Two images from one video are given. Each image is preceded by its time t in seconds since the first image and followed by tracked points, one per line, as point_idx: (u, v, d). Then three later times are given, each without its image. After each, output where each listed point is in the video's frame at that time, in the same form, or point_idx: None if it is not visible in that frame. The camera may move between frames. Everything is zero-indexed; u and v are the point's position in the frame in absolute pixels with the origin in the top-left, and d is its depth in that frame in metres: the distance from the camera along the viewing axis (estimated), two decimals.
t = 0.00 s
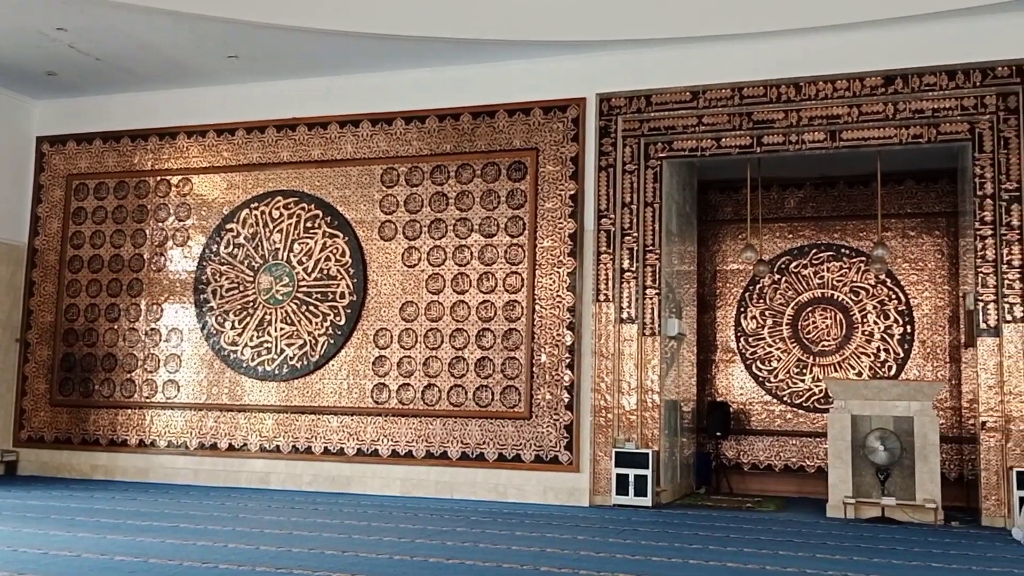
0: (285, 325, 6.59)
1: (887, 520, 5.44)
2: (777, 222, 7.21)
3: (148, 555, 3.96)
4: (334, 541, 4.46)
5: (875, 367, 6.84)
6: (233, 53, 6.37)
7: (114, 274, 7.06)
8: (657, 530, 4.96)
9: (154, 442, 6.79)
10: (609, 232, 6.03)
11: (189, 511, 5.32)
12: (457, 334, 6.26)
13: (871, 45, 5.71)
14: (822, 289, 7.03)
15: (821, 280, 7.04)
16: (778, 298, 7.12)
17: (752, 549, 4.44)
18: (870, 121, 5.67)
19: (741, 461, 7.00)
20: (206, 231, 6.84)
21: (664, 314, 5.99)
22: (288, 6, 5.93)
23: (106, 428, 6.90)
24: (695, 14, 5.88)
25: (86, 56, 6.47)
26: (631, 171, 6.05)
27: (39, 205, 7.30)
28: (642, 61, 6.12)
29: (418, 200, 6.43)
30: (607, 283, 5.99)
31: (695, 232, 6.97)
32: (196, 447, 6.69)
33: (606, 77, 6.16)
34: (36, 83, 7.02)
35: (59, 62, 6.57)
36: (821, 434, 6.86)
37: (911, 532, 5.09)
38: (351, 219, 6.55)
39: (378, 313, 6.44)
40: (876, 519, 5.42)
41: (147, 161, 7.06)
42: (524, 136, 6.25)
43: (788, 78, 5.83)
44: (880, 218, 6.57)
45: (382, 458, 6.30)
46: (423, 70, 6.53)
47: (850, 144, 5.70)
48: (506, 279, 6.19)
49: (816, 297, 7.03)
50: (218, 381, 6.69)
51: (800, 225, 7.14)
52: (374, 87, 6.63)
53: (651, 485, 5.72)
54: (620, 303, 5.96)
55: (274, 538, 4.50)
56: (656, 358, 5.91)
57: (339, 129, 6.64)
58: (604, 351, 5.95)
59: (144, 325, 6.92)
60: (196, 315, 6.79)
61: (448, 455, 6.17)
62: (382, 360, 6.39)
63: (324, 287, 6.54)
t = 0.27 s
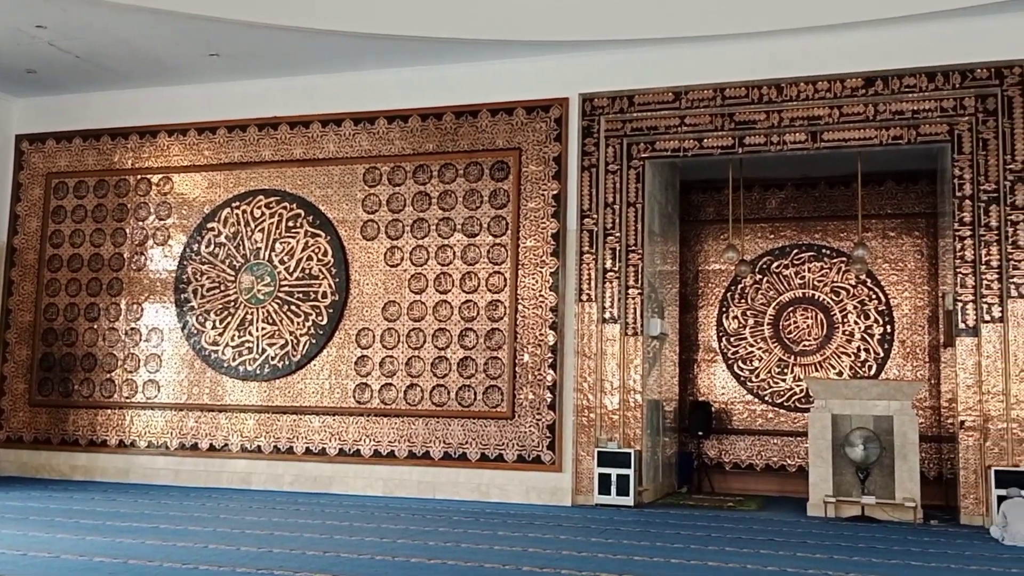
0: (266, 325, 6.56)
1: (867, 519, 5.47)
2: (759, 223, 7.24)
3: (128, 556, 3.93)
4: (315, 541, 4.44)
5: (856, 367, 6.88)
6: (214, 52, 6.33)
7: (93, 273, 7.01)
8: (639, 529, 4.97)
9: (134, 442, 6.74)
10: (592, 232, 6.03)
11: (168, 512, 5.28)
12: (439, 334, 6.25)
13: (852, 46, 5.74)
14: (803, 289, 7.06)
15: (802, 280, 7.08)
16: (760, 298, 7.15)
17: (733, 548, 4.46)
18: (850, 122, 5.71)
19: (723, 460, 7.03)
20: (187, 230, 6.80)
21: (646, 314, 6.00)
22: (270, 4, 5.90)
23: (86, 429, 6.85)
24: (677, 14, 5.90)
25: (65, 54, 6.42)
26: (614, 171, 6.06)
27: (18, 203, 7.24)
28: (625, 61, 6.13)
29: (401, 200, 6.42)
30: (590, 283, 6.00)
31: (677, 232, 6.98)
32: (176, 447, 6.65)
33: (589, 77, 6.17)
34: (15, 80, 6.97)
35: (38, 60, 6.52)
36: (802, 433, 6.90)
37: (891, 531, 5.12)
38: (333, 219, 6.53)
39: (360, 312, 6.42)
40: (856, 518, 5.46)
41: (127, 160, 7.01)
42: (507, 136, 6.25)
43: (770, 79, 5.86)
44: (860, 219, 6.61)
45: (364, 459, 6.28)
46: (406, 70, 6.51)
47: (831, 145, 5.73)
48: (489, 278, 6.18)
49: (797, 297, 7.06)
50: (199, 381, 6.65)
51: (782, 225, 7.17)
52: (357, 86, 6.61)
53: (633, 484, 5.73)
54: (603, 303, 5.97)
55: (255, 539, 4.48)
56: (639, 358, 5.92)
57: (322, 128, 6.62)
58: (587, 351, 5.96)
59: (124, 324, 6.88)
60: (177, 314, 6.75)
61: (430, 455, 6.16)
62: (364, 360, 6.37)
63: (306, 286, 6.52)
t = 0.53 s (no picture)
0: (246, 324, 6.53)
1: (846, 517, 5.51)
2: (739, 222, 7.27)
3: (106, 557, 3.90)
4: (295, 541, 4.42)
5: (835, 366, 6.92)
6: (193, 49, 6.29)
7: (71, 272, 6.95)
8: (620, 528, 4.98)
9: (112, 443, 6.69)
10: (573, 231, 6.04)
11: (146, 512, 5.24)
12: (420, 333, 6.24)
13: (832, 47, 5.77)
14: (783, 289, 7.10)
15: (782, 279, 7.11)
16: (740, 297, 7.18)
17: (713, 547, 4.48)
18: (830, 123, 5.74)
19: (703, 459, 7.06)
20: (166, 229, 6.76)
21: (627, 313, 6.01)
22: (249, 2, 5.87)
23: (63, 429, 6.79)
24: (658, 15, 5.91)
25: (42, 51, 6.36)
26: (595, 171, 6.07)
27: None
28: (606, 61, 6.14)
29: (382, 198, 6.41)
30: (571, 282, 6.01)
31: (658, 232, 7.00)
32: (155, 447, 6.60)
33: (570, 77, 6.18)
34: None
35: (14, 56, 6.46)
36: (781, 432, 6.93)
37: (869, 529, 5.16)
38: (313, 217, 6.50)
39: (341, 312, 6.40)
40: (835, 516, 5.49)
41: (105, 158, 6.96)
42: (488, 135, 6.25)
43: (750, 79, 5.89)
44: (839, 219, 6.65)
45: (344, 458, 6.26)
46: (387, 68, 6.50)
47: (811, 145, 5.76)
48: (471, 278, 6.18)
49: (777, 296, 7.10)
50: (178, 380, 6.61)
51: (762, 225, 7.21)
52: (338, 84, 6.58)
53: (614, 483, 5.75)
54: (584, 303, 5.98)
55: (234, 539, 4.46)
56: (620, 357, 5.93)
57: (302, 126, 6.59)
58: (568, 350, 5.97)
59: (102, 323, 6.82)
60: (155, 314, 6.71)
61: (411, 455, 6.14)
62: (344, 359, 6.35)
63: (286, 285, 6.49)
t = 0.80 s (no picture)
0: (227, 322, 6.49)
1: (826, 514, 5.54)
2: (721, 221, 7.29)
3: (85, 557, 3.87)
4: (276, 540, 4.40)
5: (815, 364, 6.96)
6: (173, 46, 6.25)
7: (49, 270, 6.89)
8: (602, 526, 4.99)
9: (91, 442, 6.64)
10: (556, 230, 6.04)
11: (125, 512, 5.20)
12: (402, 332, 6.23)
13: (812, 46, 5.80)
14: (764, 287, 7.13)
15: (763, 277, 7.14)
16: (722, 295, 7.20)
17: (694, 544, 4.49)
18: (811, 121, 5.76)
19: (685, 456, 7.08)
20: (145, 227, 6.71)
21: (609, 311, 6.01)
22: None
23: (41, 428, 6.73)
24: (641, 13, 5.92)
25: (20, 47, 6.30)
26: (577, 169, 6.07)
27: None
28: (588, 59, 6.14)
29: (364, 196, 6.39)
30: (554, 280, 6.01)
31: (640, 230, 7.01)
32: (134, 446, 6.56)
33: (552, 74, 6.17)
34: None
35: None
36: (763, 429, 6.96)
37: (850, 526, 5.19)
38: (295, 215, 6.48)
39: (323, 310, 6.37)
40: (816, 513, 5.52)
41: (84, 155, 6.90)
42: (471, 132, 6.24)
43: (731, 78, 5.90)
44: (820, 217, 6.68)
45: (326, 457, 6.23)
46: (368, 65, 6.47)
47: (792, 143, 5.79)
48: (453, 276, 6.17)
49: (758, 294, 7.13)
50: (158, 379, 6.56)
51: (743, 224, 7.23)
52: (319, 81, 6.55)
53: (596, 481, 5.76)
54: (567, 301, 5.98)
55: (214, 538, 4.43)
56: (602, 355, 5.93)
57: (283, 124, 6.56)
58: (550, 348, 5.97)
59: (81, 322, 6.76)
60: (135, 312, 6.66)
61: (393, 453, 6.13)
62: (326, 358, 6.33)
63: (267, 283, 6.45)
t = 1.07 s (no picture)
0: (212, 320, 6.46)
1: (811, 512, 5.56)
2: (707, 219, 7.31)
3: (69, 556, 3.85)
4: (262, 539, 4.38)
5: (800, 362, 6.98)
6: (158, 42, 6.22)
7: (33, 268, 6.85)
8: (589, 524, 4.99)
9: (76, 441, 6.60)
10: (542, 228, 6.04)
11: (109, 511, 5.17)
12: (389, 330, 6.21)
13: (798, 45, 5.82)
14: (750, 285, 7.15)
15: (749, 276, 7.16)
16: (708, 293, 7.22)
17: (680, 542, 4.51)
18: (796, 120, 5.78)
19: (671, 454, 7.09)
20: (130, 224, 6.67)
21: (596, 309, 6.02)
22: None
23: (25, 427, 6.69)
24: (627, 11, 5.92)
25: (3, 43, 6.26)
26: (564, 167, 6.07)
27: None
28: (575, 57, 6.14)
29: (350, 194, 6.37)
30: (540, 279, 6.01)
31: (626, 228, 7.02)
32: (119, 445, 6.52)
33: (539, 72, 6.17)
34: None
35: None
36: (748, 427, 6.98)
37: (835, 523, 5.21)
38: (280, 213, 6.45)
39: (308, 308, 6.36)
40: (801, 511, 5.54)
41: (69, 152, 6.86)
42: (457, 130, 6.23)
43: (717, 77, 5.92)
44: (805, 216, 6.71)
45: (312, 455, 6.22)
46: (355, 63, 6.45)
47: (778, 142, 5.81)
48: (440, 274, 6.16)
49: (744, 293, 7.15)
50: (143, 378, 6.53)
51: (729, 222, 7.25)
52: (305, 78, 6.53)
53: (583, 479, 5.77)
54: (553, 299, 5.98)
55: (199, 537, 4.41)
56: (589, 353, 5.94)
57: (269, 121, 6.53)
58: (537, 346, 5.97)
59: (65, 320, 6.72)
60: (120, 310, 6.62)
61: (379, 452, 6.12)
62: (312, 356, 6.31)
63: (253, 282, 6.43)
